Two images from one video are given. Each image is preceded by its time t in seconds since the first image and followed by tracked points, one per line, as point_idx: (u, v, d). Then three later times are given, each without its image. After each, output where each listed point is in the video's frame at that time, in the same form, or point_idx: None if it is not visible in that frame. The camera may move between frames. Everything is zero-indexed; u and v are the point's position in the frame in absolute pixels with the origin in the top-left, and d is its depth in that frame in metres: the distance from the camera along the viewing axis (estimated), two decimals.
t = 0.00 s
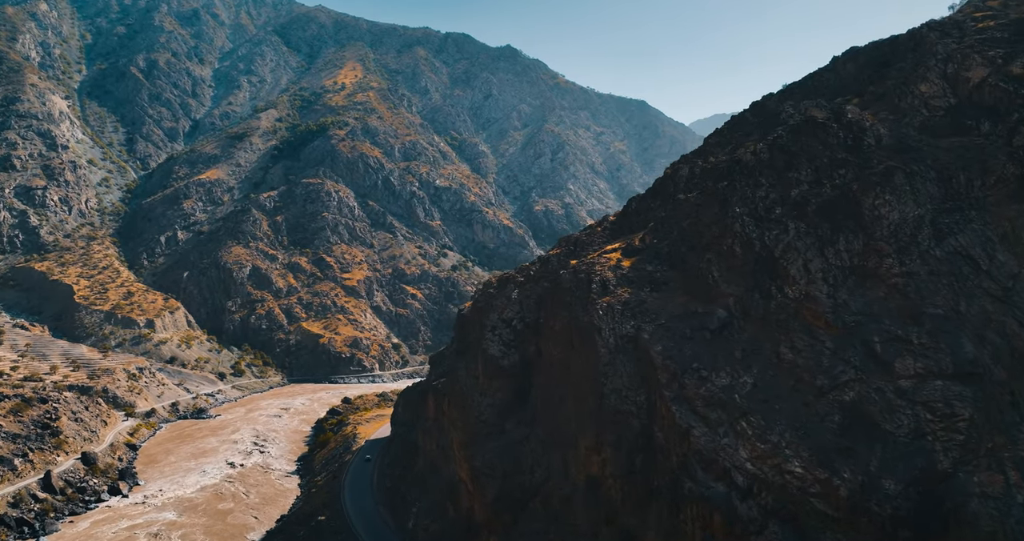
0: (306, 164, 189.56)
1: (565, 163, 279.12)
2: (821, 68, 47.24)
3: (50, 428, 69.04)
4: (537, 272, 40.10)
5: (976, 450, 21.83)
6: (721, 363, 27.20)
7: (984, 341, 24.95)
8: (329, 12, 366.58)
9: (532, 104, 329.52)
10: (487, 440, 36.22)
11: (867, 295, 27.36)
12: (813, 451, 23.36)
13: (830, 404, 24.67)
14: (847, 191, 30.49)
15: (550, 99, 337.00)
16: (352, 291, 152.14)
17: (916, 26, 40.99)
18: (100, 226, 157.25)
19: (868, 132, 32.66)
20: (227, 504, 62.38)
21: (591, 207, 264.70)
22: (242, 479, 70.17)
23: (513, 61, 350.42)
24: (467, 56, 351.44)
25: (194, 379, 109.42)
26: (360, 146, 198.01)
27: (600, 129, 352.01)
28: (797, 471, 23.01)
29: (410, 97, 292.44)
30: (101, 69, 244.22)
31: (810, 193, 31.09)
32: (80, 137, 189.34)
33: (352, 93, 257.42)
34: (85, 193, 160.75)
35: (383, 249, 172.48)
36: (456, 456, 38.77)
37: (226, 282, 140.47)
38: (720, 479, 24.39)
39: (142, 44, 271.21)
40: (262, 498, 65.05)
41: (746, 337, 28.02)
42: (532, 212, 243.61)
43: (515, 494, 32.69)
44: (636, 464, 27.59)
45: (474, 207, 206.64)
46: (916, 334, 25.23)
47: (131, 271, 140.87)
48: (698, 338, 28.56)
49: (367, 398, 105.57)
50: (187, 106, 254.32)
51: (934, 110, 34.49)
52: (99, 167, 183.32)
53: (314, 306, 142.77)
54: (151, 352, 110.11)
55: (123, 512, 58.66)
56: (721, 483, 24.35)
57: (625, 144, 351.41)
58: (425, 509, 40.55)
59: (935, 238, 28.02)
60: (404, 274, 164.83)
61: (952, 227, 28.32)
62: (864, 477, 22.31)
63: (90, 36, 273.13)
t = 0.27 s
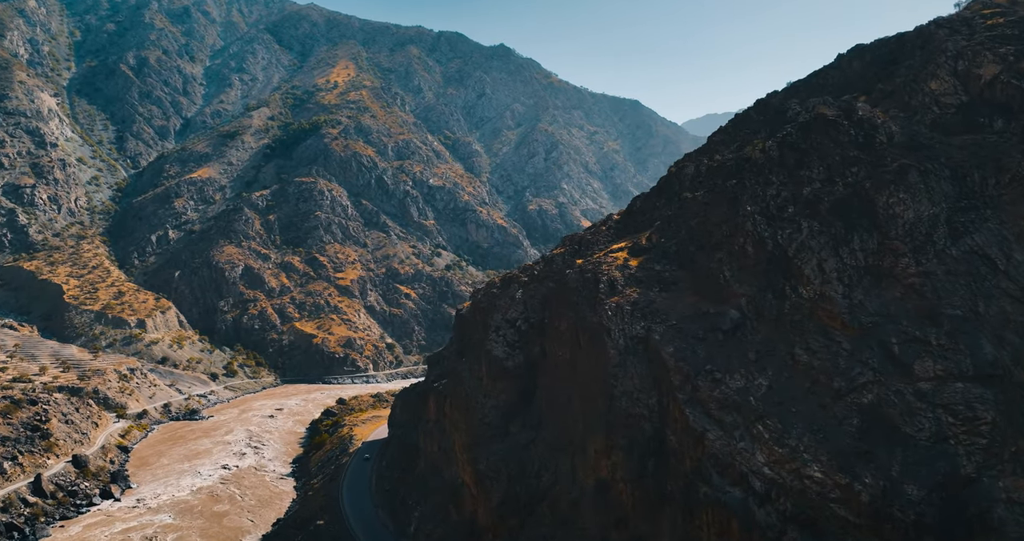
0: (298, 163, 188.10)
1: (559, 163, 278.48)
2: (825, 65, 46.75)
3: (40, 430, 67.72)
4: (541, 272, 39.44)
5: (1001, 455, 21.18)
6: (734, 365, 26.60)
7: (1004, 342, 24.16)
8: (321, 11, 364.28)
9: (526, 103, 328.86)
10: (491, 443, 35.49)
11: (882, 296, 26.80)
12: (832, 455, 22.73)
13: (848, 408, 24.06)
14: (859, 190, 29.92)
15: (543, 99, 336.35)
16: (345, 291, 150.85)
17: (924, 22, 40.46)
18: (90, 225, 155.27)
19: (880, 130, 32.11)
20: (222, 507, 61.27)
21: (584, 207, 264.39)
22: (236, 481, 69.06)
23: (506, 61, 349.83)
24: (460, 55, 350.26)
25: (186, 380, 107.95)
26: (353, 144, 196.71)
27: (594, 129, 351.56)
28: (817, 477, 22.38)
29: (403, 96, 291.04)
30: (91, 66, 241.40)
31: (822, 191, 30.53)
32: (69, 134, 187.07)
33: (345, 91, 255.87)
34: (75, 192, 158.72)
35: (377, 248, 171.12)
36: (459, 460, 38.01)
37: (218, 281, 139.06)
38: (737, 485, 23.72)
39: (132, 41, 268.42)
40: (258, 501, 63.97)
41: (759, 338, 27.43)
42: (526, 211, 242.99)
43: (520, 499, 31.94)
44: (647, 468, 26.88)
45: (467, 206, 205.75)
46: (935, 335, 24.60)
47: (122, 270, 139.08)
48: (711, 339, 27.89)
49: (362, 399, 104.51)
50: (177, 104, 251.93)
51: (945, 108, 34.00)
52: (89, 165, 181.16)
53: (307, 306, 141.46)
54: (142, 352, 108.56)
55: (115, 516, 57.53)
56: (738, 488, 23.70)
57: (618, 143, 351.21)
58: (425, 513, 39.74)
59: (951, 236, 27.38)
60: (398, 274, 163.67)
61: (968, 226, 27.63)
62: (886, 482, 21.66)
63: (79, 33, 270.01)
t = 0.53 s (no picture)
0: (290, 161, 186.57)
1: (553, 162, 277.89)
2: (829, 63, 46.33)
3: (29, 433, 66.40)
4: (546, 271, 38.77)
5: None
6: (749, 367, 25.99)
7: None
8: (313, 9, 362.09)
9: (519, 103, 328.16)
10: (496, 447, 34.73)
11: (899, 296, 26.22)
12: (852, 460, 22.10)
13: (867, 411, 23.50)
14: (873, 188, 29.41)
15: (536, 98, 335.76)
16: (338, 290, 149.52)
17: (931, 20, 39.90)
18: (79, 224, 153.28)
19: (891, 128, 31.66)
20: (216, 511, 60.19)
21: (578, 207, 264.06)
22: (230, 484, 67.92)
23: (499, 60, 349.16)
24: (453, 54, 349.04)
25: (177, 381, 106.50)
26: (346, 143, 195.27)
27: (587, 128, 351.22)
28: (837, 482, 21.72)
29: (396, 95, 289.62)
30: (79, 63, 238.61)
31: (834, 189, 30.01)
32: (58, 132, 184.72)
33: (337, 90, 254.31)
34: (63, 190, 156.61)
35: (370, 248, 169.82)
36: (462, 463, 37.22)
37: (210, 281, 137.55)
38: (755, 490, 23.08)
39: (121, 38, 265.65)
40: (252, 504, 62.89)
41: (773, 340, 26.84)
42: (519, 211, 242.38)
43: (526, 503, 31.21)
44: (660, 473, 26.24)
45: (461, 206, 204.78)
46: (954, 337, 23.97)
47: (111, 270, 137.20)
48: (724, 341, 27.30)
49: (357, 400, 103.44)
50: (168, 102, 249.53)
51: (956, 106, 33.59)
52: (78, 163, 178.94)
53: (299, 305, 140.12)
54: (132, 353, 107.00)
55: (106, 521, 56.38)
56: (756, 494, 23.06)
57: (611, 143, 351.16)
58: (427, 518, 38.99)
59: (968, 234, 26.77)
60: (392, 274, 162.42)
61: (985, 224, 26.88)
62: (908, 488, 20.96)
63: (67, 30, 266.83)
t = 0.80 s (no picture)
0: (283, 160, 185.13)
1: (547, 162, 277.23)
2: (833, 61, 45.92)
3: (19, 435, 65.24)
4: (550, 271, 38.22)
5: None
6: (762, 368, 25.50)
7: None
8: (305, 7, 359.79)
9: (513, 102, 327.35)
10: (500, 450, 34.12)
11: (914, 296, 25.73)
12: (871, 464, 21.61)
13: (884, 413, 23.01)
14: (885, 186, 28.95)
15: (530, 97, 335.03)
16: (332, 290, 148.31)
17: (938, 17, 39.54)
18: (69, 223, 151.46)
19: (902, 126, 31.21)
20: (211, 514, 59.29)
21: (572, 206, 263.59)
22: (224, 486, 66.95)
23: (493, 59, 348.32)
24: (447, 52, 347.64)
25: (170, 381, 105.22)
26: (339, 142, 193.87)
27: (581, 128, 350.74)
28: (856, 487, 21.20)
29: (389, 94, 288.20)
30: (69, 61, 235.97)
31: (846, 188, 29.59)
32: (48, 131, 182.65)
33: (330, 89, 252.77)
34: (53, 189, 154.69)
35: (364, 247, 168.59)
36: (465, 466, 36.57)
37: (202, 281, 136.19)
38: (772, 495, 22.56)
39: (112, 36, 262.95)
40: (248, 506, 61.99)
41: (786, 341, 26.42)
42: (514, 210, 241.73)
43: (532, 508, 30.58)
44: (671, 477, 25.69)
45: (455, 205, 203.72)
46: (972, 338, 23.52)
47: (103, 269, 135.58)
48: (736, 342, 26.79)
49: (352, 400, 102.51)
50: (159, 100, 247.32)
51: (965, 103, 33.27)
52: (68, 161, 176.87)
53: (293, 305, 138.90)
54: (124, 353, 105.63)
55: (99, 525, 55.35)
56: (773, 499, 22.53)
57: (605, 143, 350.70)
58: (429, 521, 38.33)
59: (982, 234, 26.27)
60: (386, 273, 161.25)
61: (999, 224, 26.50)
62: (930, 492, 20.47)
63: (57, 27, 263.81)
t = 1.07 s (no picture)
0: (275, 159, 183.53)
1: (540, 162, 276.56)
2: (838, 59, 45.50)
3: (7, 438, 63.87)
4: (555, 271, 37.57)
5: None
6: (778, 370, 24.92)
7: None
8: (297, 5, 357.35)
9: (506, 101, 326.48)
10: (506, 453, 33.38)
11: (932, 296, 25.18)
12: (894, 469, 20.97)
13: (905, 416, 22.41)
14: (900, 184, 28.42)
15: (523, 97, 334.30)
16: (324, 290, 146.93)
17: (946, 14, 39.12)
18: (58, 222, 149.33)
19: (915, 123, 30.69)
20: (205, 518, 58.21)
21: (565, 206, 263.06)
22: (218, 489, 65.85)
23: (486, 58, 347.26)
24: (440, 51, 346.19)
25: (161, 383, 103.70)
26: (332, 141, 192.32)
27: (574, 128, 350.29)
28: (879, 492, 20.54)
29: (382, 93, 286.66)
30: (57, 58, 232.96)
31: (859, 186, 29.10)
32: (35, 129, 180.20)
33: (323, 87, 251.02)
34: (41, 187, 152.46)
35: (357, 247, 167.19)
36: (469, 470, 35.80)
37: (193, 281, 134.60)
38: (791, 501, 21.91)
39: (101, 33, 259.92)
40: (243, 510, 60.95)
41: (801, 343, 25.85)
42: (507, 210, 241.03)
43: (539, 513, 29.83)
44: (686, 482, 25.01)
45: (448, 205, 202.66)
46: (993, 339, 22.97)
47: (92, 269, 133.72)
48: (751, 343, 26.18)
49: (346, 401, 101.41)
50: (149, 98, 244.74)
51: (977, 101, 32.88)
52: (56, 160, 174.48)
53: (286, 305, 137.51)
54: (114, 354, 104.01)
55: (90, 530, 54.17)
56: (793, 505, 21.89)
57: (598, 142, 350.43)
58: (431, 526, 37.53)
59: (1000, 233, 25.71)
60: (379, 273, 159.96)
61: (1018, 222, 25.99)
62: (956, 498, 19.83)
63: (45, 24, 260.52)
